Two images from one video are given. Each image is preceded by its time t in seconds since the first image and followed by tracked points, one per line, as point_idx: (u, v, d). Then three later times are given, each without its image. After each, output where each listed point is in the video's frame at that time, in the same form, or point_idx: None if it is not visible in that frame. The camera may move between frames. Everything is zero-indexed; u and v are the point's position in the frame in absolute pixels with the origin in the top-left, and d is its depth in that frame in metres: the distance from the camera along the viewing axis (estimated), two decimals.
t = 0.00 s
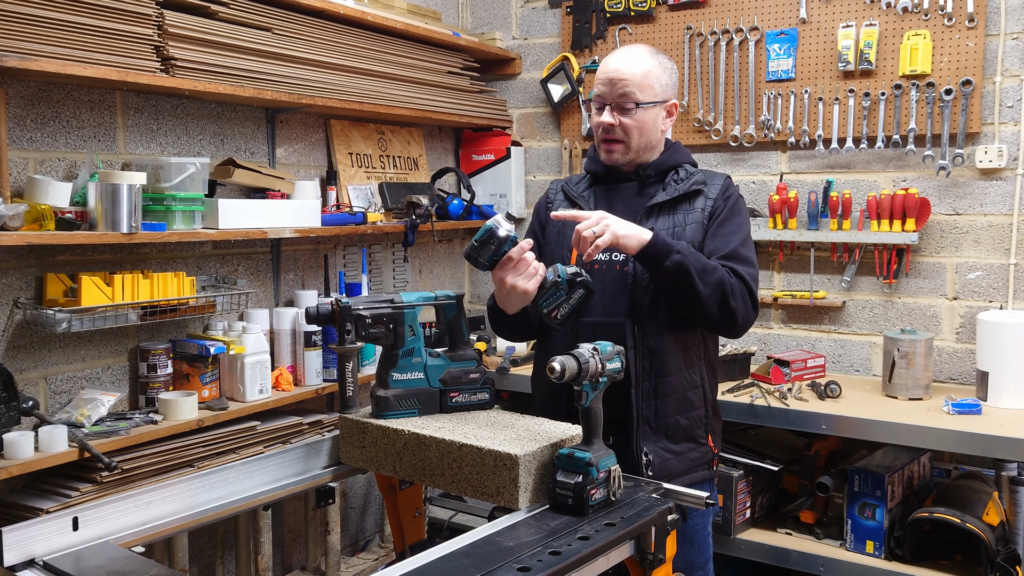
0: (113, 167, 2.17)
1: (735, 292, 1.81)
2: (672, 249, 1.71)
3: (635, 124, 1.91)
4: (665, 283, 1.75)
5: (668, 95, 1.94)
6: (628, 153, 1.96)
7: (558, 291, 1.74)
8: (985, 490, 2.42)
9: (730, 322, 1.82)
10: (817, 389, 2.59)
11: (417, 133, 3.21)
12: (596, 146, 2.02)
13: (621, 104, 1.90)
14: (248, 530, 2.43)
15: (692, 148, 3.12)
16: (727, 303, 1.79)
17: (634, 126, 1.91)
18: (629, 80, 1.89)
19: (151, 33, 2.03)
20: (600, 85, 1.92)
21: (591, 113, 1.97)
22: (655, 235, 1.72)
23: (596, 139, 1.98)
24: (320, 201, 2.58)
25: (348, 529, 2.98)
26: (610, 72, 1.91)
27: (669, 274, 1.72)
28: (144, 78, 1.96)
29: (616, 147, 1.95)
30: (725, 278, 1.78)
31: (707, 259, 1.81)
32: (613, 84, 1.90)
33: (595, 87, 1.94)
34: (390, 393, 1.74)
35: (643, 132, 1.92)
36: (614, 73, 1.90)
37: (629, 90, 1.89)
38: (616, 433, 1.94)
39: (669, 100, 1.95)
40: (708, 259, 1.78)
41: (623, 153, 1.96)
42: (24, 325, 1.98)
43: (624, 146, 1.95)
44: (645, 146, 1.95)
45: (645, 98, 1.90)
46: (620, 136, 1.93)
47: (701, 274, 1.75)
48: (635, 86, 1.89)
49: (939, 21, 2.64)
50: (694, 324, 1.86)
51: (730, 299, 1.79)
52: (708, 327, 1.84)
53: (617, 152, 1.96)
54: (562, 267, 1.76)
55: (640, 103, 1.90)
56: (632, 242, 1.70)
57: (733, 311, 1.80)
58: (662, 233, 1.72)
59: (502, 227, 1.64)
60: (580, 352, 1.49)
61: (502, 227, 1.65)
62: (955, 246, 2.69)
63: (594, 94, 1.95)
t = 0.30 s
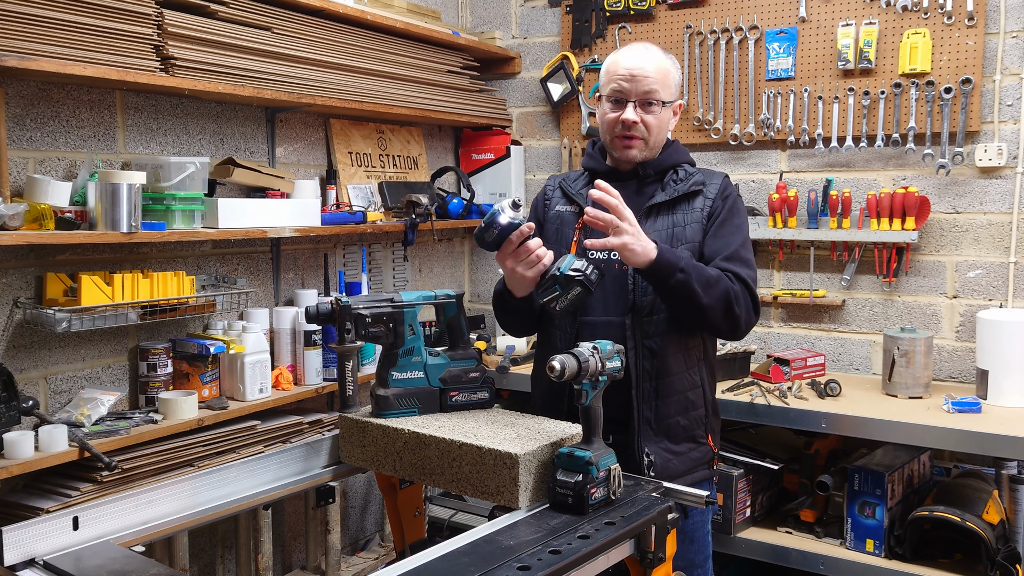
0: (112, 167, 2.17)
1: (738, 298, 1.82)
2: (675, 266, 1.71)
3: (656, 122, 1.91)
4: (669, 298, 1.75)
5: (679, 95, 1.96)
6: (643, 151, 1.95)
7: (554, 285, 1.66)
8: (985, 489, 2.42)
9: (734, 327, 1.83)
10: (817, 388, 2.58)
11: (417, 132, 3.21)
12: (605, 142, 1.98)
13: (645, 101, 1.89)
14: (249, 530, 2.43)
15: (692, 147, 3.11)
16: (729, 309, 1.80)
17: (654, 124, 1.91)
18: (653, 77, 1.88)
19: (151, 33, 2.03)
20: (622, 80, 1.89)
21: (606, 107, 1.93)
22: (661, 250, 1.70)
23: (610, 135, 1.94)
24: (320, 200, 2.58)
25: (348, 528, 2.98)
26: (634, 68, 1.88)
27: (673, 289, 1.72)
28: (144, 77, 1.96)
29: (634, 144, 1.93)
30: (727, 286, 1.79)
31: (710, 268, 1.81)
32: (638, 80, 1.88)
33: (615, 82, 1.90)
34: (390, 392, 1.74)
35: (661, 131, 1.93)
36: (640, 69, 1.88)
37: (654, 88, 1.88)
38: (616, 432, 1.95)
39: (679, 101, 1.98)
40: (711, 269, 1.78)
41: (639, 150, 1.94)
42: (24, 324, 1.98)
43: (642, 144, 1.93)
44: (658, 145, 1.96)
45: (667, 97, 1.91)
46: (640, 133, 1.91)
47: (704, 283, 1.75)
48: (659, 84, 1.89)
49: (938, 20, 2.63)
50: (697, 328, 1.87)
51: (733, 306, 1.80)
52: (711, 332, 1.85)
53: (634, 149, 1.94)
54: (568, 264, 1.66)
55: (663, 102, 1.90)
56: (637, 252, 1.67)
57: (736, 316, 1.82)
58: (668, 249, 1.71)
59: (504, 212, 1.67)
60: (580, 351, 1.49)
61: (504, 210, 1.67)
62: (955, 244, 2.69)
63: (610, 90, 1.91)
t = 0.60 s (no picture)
0: (112, 166, 2.17)
1: (742, 308, 1.83)
2: (685, 279, 1.71)
3: (665, 122, 1.92)
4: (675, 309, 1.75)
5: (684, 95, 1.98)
6: (652, 150, 1.95)
7: (545, 298, 1.65)
8: (985, 488, 2.41)
9: (735, 336, 1.85)
10: (817, 388, 2.58)
11: (417, 132, 3.21)
12: (612, 140, 1.97)
13: (655, 100, 1.90)
14: (249, 529, 2.43)
15: (691, 145, 3.11)
16: (733, 319, 1.81)
17: (663, 124, 1.92)
18: (664, 76, 1.89)
19: (151, 32, 2.03)
20: (633, 78, 1.89)
21: (615, 106, 1.93)
22: (670, 262, 1.70)
23: (618, 133, 1.94)
24: (320, 199, 2.58)
25: (348, 527, 2.98)
26: (645, 67, 1.89)
27: (679, 300, 1.73)
28: (143, 76, 1.96)
29: (643, 143, 1.92)
30: (732, 298, 1.80)
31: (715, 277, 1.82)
32: (649, 78, 1.88)
33: (626, 80, 1.90)
34: (390, 391, 1.74)
35: (668, 131, 1.94)
36: (651, 69, 1.89)
37: (664, 88, 1.90)
38: (616, 431, 1.95)
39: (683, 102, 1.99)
40: (717, 279, 1.79)
41: (647, 150, 1.94)
42: (24, 324, 1.98)
43: (651, 143, 1.93)
44: (664, 146, 1.97)
45: (675, 97, 1.92)
46: (651, 132, 1.91)
47: (709, 293, 1.76)
48: (669, 84, 1.90)
49: (938, 18, 2.63)
50: (698, 334, 1.87)
51: (737, 316, 1.81)
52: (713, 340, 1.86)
53: (644, 148, 1.93)
54: (556, 276, 1.64)
55: (671, 102, 1.92)
56: (647, 266, 1.66)
57: (739, 326, 1.83)
58: (677, 262, 1.71)
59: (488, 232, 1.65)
60: (580, 350, 1.49)
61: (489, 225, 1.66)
62: (955, 243, 2.69)
63: (620, 88, 1.91)
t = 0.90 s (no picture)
0: (111, 166, 2.17)
1: (762, 323, 1.89)
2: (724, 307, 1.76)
3: (672, 121, 1.93)
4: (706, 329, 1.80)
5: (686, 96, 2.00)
6: (657, 149, 1.95)
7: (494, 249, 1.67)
8: (985, 487, 2.41)
9: (754, 348, 1.91)
10: (817, 387, 2.58)
11: (416, 131, 3.21)
12: (618, 138, 1.95)
13: (664, 98, 1.91)
14: (248, 529, 2.43)
15: (691, 145, 3.11)
16: (757, 335, 1.88)
17: (670, 123, 1.93)
18: (673, 74, 1.91)
19: (150, 32, 2.03)
20: (643, 76, 1.89)
21: (624, 103, 1.92)
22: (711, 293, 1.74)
23: (626, 131, 1.93)
24: (319, 200, 2.58)
25: (348, 527, 2.97)
26: (656, 65, 1.90)
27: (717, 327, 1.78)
28: (141, 76, 1.96)
29: (651, 141, 1.92)
30: (758, 316, 1.86)
31: (743, 295, 1.86)
32: (659, 76, 1.89)
33: (637, 76, 1.90)
34: (390, 390, 1.74)
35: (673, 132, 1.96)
36: (661, 67, 1.90)
37: (672, 87, 1.91)
38: (616, 430, 1.95)
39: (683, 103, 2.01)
40: (747, 300, 1.84)
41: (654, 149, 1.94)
42: (23, 324, 1.98)
43: (658, 142, 1.93)
44: (668, 146, 1.97)
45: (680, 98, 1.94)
46: (659, 130, 1.91)
47: (745, 316, 1.81)
48: (677, 84, 1.92)
49: (938, 17, 2.63)
50: (713, 342, 1.92)
51: (761, 331, 1.87)
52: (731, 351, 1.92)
53: (651, 147, 1.93)
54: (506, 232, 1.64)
55: (677, 103, 1.94)
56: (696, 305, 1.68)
57: (760, 339, 1.90)
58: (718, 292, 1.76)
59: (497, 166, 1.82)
60: (580, 350, 1.49)
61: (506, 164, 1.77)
62: (955, 242, 2.69)
63: (630, 84, 1.91)
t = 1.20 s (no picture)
0: (111, 167, 2.17)
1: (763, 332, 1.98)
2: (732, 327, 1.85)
3: (677, 123, 1.90)
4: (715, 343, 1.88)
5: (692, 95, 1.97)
6: (663, 152, 1.93)
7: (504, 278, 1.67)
8: (985, 487, 2.41)
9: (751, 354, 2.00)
10: (817, 387, 2.58)
11: (416, 131, 3.21)
12: (624, 141, 1.94)
13: (670, 101, 1.88)
14: (248, 529, 2.43)
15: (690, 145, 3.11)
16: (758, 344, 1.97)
17: (676, 126, 1.91)
18: (678, 77, 1.87)
19: (148, 32, 2.03)
20: (648, 79, 1.87)
21: (629, 106, 1.90)
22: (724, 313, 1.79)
23: (632, 134, 1.91)
24: (319, 200, 2.58)
25: (348, 527, 2.97)
26: (661, 68, 1.87)
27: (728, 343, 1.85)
28: (141, 76, 1.96)
29: (657, 145, 1.90)
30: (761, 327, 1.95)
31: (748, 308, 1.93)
32: (664, 79, 1.86)
33: (641, 79, 1.87)
34: (390, 391, 1.73)
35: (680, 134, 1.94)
36: (667, 70, 1.87)
37: (678, 89, 1.88)
38: (614, 430, 1.95)
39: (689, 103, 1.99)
40: (752, 315, 1.91)
41: (660, 152, 1.93)
42: (23, 324, 1.98)
43: (664, 145, 1.91)
44: (674, 148, 1.96)
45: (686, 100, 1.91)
46: (665, 134, 1.89)
47: (750, 334, 1.90)
48: (684, 86, 1.89)
49: (937, 17, 2.63)
50: (713, 349, 1.98)
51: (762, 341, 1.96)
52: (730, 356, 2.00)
53: (657, 150, 1.91)
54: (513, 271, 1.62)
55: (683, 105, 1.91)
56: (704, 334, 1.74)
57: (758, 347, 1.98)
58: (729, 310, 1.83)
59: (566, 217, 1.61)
60: (580, 350, 1.49)
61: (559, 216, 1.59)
62: (954, 241, 2.69)
63: (634, 87, 1.88)
